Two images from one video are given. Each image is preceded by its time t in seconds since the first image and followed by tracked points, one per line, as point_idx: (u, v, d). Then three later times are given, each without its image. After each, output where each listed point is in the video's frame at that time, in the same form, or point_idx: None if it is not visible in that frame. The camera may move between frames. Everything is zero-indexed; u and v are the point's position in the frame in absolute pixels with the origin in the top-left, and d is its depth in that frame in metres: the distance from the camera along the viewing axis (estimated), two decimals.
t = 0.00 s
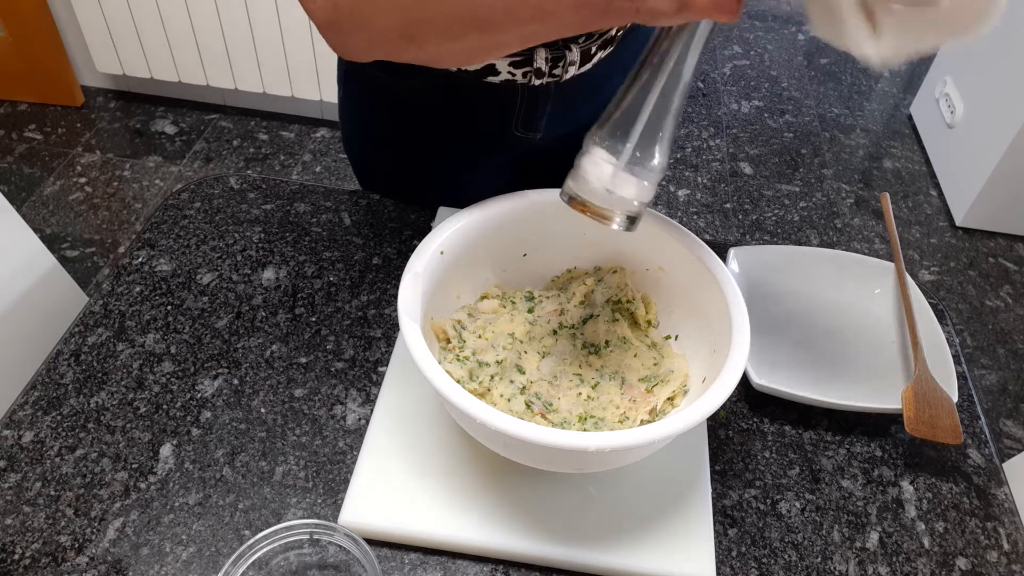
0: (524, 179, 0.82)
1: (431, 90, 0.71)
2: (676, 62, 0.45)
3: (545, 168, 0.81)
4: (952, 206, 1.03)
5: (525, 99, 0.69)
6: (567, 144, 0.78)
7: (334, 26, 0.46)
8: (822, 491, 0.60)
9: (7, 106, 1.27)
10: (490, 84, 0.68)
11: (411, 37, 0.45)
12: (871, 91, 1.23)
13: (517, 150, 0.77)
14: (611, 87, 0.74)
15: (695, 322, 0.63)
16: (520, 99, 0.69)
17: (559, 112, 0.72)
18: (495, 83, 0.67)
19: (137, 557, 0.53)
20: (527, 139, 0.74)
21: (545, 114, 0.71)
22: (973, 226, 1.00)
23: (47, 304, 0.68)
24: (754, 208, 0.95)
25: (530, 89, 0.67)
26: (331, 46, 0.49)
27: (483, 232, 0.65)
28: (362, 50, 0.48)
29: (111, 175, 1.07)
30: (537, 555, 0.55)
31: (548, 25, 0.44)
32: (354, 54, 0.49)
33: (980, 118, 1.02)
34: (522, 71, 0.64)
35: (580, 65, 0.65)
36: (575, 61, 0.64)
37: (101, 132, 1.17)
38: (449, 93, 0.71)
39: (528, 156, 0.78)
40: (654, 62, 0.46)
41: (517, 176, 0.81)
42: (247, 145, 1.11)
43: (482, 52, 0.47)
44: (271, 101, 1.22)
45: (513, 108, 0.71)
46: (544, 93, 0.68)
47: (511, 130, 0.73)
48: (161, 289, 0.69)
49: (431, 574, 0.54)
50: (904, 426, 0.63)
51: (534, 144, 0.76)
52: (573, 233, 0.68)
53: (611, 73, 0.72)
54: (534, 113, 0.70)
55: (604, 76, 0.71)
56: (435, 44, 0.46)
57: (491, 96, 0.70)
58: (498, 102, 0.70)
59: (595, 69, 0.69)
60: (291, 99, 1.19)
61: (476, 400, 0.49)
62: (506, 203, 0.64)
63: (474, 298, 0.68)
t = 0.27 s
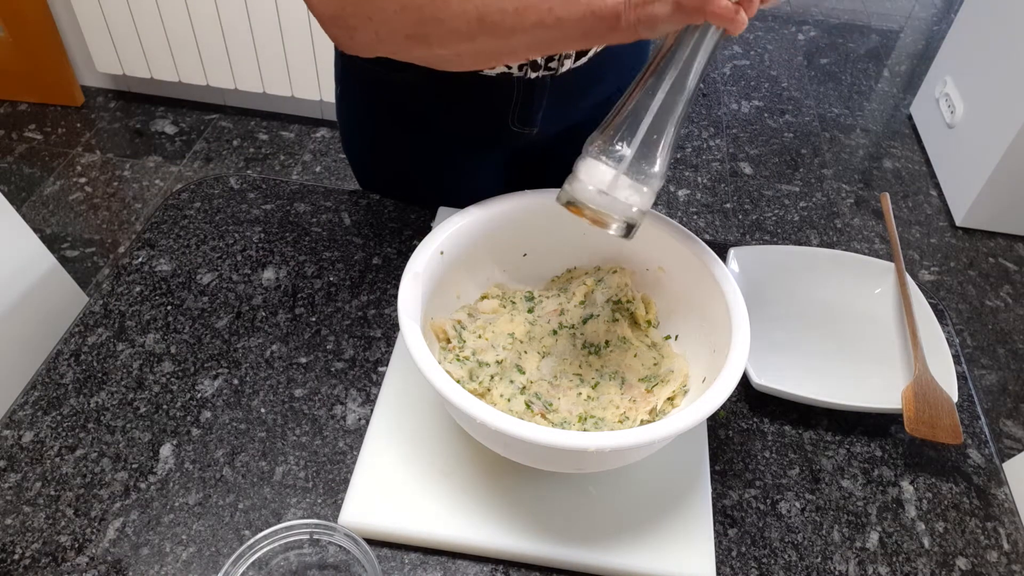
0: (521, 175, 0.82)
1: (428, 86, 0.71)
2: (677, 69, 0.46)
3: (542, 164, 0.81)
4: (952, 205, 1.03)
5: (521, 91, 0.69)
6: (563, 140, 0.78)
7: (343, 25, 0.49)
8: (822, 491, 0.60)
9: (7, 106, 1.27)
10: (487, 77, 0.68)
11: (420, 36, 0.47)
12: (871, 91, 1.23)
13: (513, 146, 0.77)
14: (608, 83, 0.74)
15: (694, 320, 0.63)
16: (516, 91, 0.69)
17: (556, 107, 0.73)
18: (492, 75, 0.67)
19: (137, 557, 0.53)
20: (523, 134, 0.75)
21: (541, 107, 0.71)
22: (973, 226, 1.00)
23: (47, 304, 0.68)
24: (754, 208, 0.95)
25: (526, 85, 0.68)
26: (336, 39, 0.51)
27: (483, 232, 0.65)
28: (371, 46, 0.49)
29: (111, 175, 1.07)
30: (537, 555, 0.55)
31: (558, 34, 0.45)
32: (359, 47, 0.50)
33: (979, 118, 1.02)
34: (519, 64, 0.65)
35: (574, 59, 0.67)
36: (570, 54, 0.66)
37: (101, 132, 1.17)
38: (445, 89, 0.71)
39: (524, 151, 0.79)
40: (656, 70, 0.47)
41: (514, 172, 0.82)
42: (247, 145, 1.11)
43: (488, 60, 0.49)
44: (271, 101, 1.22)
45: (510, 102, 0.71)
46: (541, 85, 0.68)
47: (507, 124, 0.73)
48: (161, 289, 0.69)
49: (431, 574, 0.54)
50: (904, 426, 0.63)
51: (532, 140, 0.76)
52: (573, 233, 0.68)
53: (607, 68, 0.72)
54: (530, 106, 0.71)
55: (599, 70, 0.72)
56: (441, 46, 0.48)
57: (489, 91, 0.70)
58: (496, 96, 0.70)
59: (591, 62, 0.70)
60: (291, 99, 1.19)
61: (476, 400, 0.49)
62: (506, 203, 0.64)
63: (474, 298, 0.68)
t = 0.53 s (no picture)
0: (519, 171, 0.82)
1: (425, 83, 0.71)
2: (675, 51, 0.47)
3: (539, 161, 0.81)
4: (952, 205, 1.03)
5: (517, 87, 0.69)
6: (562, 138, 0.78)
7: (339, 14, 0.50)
8: (822, 491, 0.60)
9: (7, 106, 1.27)
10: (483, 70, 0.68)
11: (415, 21, 0.48)
12: (871, 91, 1.23)
13: (511, 142, 0.77)
14: (606, 79, 0.74)
15: (695, 320, 0.63)
16: (512, 83, 0.69)
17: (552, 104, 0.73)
18: (487, 67, 0.67)
19: (137, 557, 0.53)
20: (520, 129, 0.74)
21: (537, 99, 0.70)
22: (973, 226, 1.01)
23: (47, 304, 0.68)
24: (754, 208, 0.95)
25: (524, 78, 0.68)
26: (336, 32, 0.53)
27: (483, 232, 0.65)
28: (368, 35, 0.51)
29: (111, 175, 1.07)
30: (537, 555, 0.55)
31: (552, 16, 0.46)
32: (357, 38, 0.52)
33: (980, 118, 1.02)
34: (515, 54, 0.65)
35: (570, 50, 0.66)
36: (566, 45, 0.65)
37: (101, 133, 1.17)
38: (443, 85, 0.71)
39: (522, 148, 0.78)
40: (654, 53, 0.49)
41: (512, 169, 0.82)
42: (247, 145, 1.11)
43: (486, 43, 0.50)
44: (271, 100, 1.22)
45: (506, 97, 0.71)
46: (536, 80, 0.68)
47: (505, 119, 0.73)
48: (161, 289, 0.69)
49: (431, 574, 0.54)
50: (904, 426, 0.63)
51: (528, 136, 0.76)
52: (574, 232, 0.68)
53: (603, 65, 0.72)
54: (526, 99, 0.70)
55: (596, 62, 0.71)
56: (437, 31, 0.49)
57: (486, 87, 0.70)
58: (492, 92, 0.70)
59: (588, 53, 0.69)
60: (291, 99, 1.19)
61: (476, 400, 0.49)
62: (506, 203, 0.64)
63: (474, 297, 0.68)
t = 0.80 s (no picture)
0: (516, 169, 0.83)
1: (424, 81, 0.71)
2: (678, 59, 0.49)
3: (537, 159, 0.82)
4: (952, 205, 1.03)
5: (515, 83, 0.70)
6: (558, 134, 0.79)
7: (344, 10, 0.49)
8: (822, 491, 0.60)
9: (7, 106, 1.27)
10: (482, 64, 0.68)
11: (420, 22, 0.47)
12: (871, 91, 1.23)
13: (509, 138, 0.77)
14: (601, 74, 0.75)
15: (695, 319, 0.63)
16: (511, 79, 0.70)
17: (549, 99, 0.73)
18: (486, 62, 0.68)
19: (137, 557, 0.53)
20: (519, 125, 0.75)
21: (535, 95, 0.71)
22: (973, 226, 1.00)
23: (47, 303, 0.68)
24: (754, 208, 0.95)
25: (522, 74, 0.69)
26: (338, 29, 0.51)
27: (483, 231, 0.65)
28: (370, 34, 0.50)
29: (111, 175, 1.07)
30: (538, 555, 0.55)
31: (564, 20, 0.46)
32: (360, 35, 0.50)
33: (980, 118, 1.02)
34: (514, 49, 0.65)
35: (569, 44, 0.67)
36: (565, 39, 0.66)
37: (101, 133, 1.17)
38: (442, 81, 0.71)
39: (520, 143, 0.79)
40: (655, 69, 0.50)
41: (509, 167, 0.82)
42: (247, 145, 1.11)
43: (492, 47, 0.49)
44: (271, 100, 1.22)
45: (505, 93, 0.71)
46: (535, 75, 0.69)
47: (503, 115, 0.74)
48: (161, 289, 0.69)
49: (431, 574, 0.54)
50: (904, 426, 0.63)
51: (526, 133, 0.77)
52: (573, 232, 0.68)
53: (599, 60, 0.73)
54: (525, 94, 0.71)
55: (592, 57, 0.72)
56: (442, 34, 0.48)
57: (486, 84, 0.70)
58: (491, 88, 0.71)
59: (584, 49, 0.70)
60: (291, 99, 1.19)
61: (476, 401, 0.49)
62: (506, 203, 0.64)
63: (474, 297, 0.68)
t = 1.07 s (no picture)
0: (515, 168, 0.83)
1: (424, 80, 0.71)
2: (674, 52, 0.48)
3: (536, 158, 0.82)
4: (952, 205, 1.03)
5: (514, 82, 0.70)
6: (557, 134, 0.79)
7: None
8: (822, 491, 0.60)
9: (7, 106, 1.27)
10: (480, 62, 0.68)
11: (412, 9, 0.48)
12: (871, 91, 1.23)
13: (508, 137, 0.77)
14: (600, 73, 0.75)
15: (694, 319, 0.63)
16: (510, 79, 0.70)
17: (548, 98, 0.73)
18: (484, 60, 0.68)
19: (137, 557, 0.53)
20: (518, 124, 0.75)
21: (535, 93, 0.71)
22: (973, 226, 1.00)
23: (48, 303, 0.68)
24: (754, 208, 0.95)
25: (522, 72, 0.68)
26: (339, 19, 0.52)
27: (483, 231, 0.65)
28: (367, 23, 0.50)
29: (111, 175, 1.07)
30: (538, 556, 0.55)
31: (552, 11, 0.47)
32: (358, 26, 0.51)
33: (980, 117, 1.02)
34: (513, 46, 0.65)
35: (569, 42, 0.67)
36: (564, 37, 0.66)
37: (101, 133, 1.17)
38: (441, 79, 0.71)
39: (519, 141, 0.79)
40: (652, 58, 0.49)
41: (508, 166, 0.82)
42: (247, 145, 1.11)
43: (482, 38, 0.49)
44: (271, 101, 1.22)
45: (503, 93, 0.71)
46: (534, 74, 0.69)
47: (501, 113, 0.73)
48: (161, 289, 0.69)
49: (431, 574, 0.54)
50: (904, 426, 0.63)
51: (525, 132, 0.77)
52: (574, 232, 0.68)
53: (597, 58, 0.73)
54: (523, 93, 0.71)
55: (590, 56, 0.72)
56: (435, 21, 0.48)
57: (485, 83, 0.70)
58: (490, 88, 0.71)
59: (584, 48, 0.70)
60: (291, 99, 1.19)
61: (476, 401, 0.49)
62: (506, 203, 0.64)
63: (474, 297, 0.68)
